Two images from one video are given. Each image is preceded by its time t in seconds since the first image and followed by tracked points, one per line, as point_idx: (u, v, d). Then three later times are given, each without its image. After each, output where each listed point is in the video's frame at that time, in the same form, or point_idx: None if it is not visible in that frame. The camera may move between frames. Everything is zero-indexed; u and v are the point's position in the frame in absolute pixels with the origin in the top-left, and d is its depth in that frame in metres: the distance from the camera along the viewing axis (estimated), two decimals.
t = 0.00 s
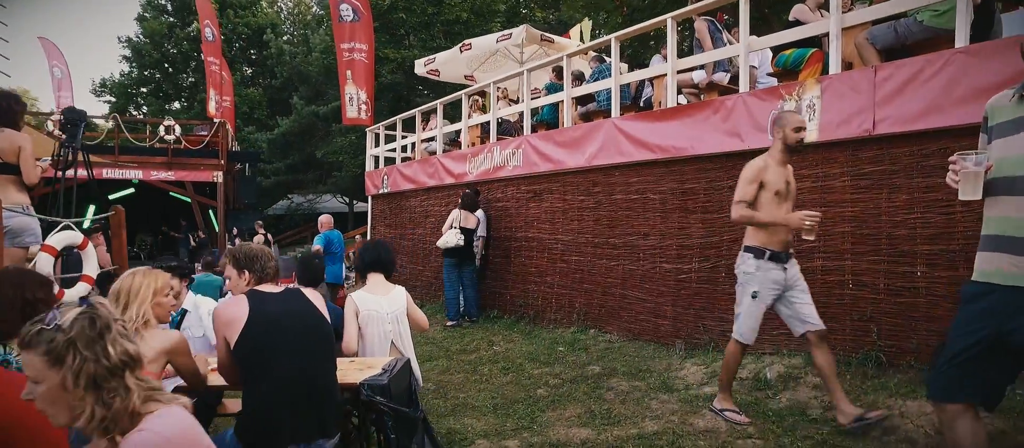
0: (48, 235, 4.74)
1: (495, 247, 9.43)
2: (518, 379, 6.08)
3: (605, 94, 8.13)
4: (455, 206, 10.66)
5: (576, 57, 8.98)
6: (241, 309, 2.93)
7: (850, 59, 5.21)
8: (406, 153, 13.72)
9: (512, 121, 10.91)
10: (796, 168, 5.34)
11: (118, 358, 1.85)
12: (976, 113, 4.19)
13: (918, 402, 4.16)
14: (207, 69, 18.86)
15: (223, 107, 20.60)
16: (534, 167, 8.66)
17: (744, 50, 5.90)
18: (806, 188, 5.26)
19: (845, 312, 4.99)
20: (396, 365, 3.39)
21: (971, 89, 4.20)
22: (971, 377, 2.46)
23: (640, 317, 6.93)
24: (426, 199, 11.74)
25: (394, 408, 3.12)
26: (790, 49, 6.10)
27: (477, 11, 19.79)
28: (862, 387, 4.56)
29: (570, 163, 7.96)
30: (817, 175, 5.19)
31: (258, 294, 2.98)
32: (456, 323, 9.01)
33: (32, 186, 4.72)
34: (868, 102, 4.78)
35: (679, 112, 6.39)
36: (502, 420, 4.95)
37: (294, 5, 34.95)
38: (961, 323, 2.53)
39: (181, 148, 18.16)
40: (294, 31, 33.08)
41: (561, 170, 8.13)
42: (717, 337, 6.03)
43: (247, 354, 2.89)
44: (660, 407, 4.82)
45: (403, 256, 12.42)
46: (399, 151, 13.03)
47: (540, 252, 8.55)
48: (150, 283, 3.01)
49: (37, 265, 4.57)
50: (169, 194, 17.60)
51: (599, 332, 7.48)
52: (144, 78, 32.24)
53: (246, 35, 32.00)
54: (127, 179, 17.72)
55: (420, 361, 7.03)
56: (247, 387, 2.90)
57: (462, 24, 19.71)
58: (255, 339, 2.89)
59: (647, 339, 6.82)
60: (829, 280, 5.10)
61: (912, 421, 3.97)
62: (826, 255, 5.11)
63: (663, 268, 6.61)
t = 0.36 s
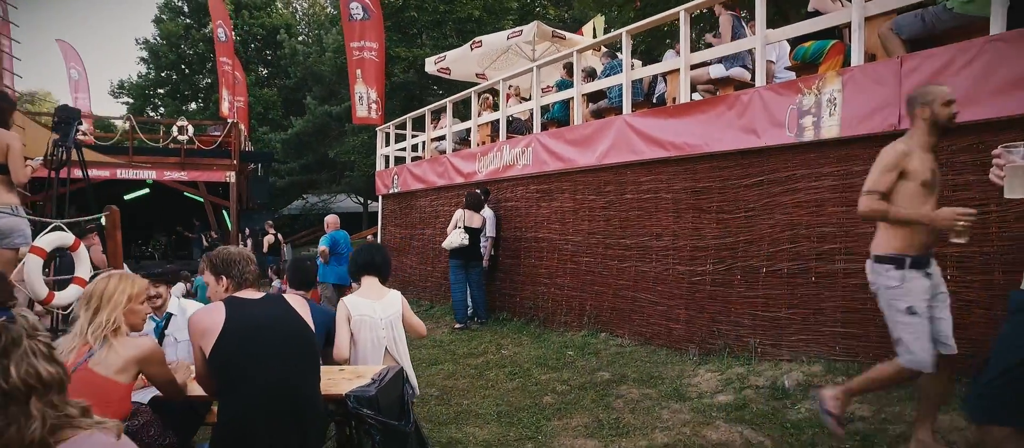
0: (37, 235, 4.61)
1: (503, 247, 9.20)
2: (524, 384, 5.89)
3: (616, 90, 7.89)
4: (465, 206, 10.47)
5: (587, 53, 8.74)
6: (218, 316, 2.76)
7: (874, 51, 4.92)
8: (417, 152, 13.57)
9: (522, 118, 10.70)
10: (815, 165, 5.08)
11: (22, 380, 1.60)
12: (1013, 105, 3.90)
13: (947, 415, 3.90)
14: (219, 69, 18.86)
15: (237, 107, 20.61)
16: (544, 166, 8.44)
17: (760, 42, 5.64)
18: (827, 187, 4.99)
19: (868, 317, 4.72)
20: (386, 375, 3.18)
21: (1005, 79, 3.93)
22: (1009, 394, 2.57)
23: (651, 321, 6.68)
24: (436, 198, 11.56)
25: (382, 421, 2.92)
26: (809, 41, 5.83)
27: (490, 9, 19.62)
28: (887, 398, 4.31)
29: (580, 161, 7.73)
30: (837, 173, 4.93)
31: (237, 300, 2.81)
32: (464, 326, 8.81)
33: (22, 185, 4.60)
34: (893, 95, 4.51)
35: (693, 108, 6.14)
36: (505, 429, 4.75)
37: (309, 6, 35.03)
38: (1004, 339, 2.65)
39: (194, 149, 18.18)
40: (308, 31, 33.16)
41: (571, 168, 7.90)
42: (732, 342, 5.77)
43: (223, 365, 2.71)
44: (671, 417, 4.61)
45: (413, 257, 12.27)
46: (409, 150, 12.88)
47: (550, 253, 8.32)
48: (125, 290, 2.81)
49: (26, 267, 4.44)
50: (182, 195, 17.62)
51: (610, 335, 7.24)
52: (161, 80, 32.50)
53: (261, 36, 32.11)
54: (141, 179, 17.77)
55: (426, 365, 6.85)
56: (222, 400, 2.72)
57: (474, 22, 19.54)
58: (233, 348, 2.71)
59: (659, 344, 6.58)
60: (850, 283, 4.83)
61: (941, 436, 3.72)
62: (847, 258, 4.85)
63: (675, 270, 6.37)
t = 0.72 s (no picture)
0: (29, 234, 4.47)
1: (517, 246, 8.94)
2: (536, 389, 5.65)
3: (632, 84, 7.60)
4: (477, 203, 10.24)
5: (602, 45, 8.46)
6: (194, 320, 2.56)
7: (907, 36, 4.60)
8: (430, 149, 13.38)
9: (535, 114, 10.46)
10: (843, 159, 4.78)
11: None
12: None
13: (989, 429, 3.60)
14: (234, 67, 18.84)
15: (252, 105, 20.59)
16: (557, 162, 8.19)
17: (783, 30, 5.34)
18: (855, 182, 4.69)
19: (900, 322, 4.41)
20: (380, 384, 2.92)
21: None
22: None
23: (668, 323, 6.41)
24: (448, 196, 11.35)
25: (371, 434, 2.74)
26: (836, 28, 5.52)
27: (504, 4, 19.39)
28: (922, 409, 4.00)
29: (595, 157, 7.47)
30: (866, 167, 4.63)
31: (217, 302, 2.60)
32: (476, 326, 8.59)
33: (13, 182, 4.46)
34: (930, 83, 4.20)
35: (712, 100, 5.85)
36: (513, 438, 4.52)
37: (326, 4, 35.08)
38: None
39: (208, 147, 18.17)
40: (325, 30, 33.19)
41: (585, 164, 7.65)
42: (753, 347, 5.48)
43: (200, 372, 2.51)
44: (688, 428, 4.35)
45: (425, 256, 12.09)
46: (421, 147, 12.69)
47: (563, 252, 8.06)
48: (98, 292, 2.63)
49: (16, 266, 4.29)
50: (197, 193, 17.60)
51: (625, 338, 6.98)
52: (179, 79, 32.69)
53: (278, 35, 32.19)
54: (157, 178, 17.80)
55: (434, 368, 6.64)
56: (199, 410, 2.53)
57: (489, 18, 19.32)
58: (211, 353, 2.52)
59: (676, 347, 6.30)
60: (881, 285, 4.53)
61: None
62: (878, 258, 4.55)
63: (693, 270, 6.09)
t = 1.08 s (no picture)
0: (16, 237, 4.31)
1: (526, 248, 8.70)
2: (544, 397, 5.42)
3: (645, 80, 7.34)
4: (486, 203, 10.02)
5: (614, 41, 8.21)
6: (165, 333, 2.36)
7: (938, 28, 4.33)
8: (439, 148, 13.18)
9: (546, 112, 10.22)
10: (867, 157, 4.51)
11: None
12: None
13: None
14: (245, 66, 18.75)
15: (262, 105, 20.52)
16: (567, 161, 7.96)
17: (805, 22, 5.07)
18: (881, 181, 4.43)
19: (930, 330, 4.14)
20: (369, 400, 2.77)
21: None
22: None
23: (682, 329, 6.16)
24: (457, 196, 11.15)
25: None
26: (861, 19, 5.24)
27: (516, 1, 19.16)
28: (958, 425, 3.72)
29: (606, 156, 7.22)
30: (894, 165, 4.35)
31: (190, 313, 2.39)
32: (484, 330, 8.37)
33: None
34: (964, 75, 3.92)
35: (728, 96, 5.59)
36: None
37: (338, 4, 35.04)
38: None
39: (218, 147, 18.11)
40: (337, 29, 33.15)
41: (596, 163, 7.41)
42: (772, 354, 5.22)
43: (172, 388, 2.31)
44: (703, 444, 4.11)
45: (435, 257, 11.89)
46: (430, 146, 12.50)
47: (574, 254, 7.81)
48: (59, 303, 2.50)
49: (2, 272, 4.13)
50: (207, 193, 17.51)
51: (637, 343, 6.73)
52: (193, 80, 32.83)
53: (290, 35, 32.22)
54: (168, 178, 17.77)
55: (440, 373, 6.43)
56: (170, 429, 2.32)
57: (500, 16, 19.11)
58: (183, 367, 2.31)
59: (691, 354, 6.05)
60: (909, 292, 4.26)
61: None
62: (906, 262, 4.28)
63: (708, 274, 5.84)
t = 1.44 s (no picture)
0: None
1: (535, 249, 8.47)
2: (551, 405, 5.19)
3: (656, 76, 7.09)
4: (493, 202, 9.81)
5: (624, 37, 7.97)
6: (128, 345, 2.15)
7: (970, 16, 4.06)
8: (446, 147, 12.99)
9: (554, 109, 10.00)
10: (893, 154, 4.25)
11: None
12: None
13: None
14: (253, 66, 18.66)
15: (271, 105, 20.43)
16: (576, 160, 7.72)
17: (825, 12, 4.81)
18: (908, 179, 4.17)
19: (963, 339, 3.88)
20: (355, 417, 2.55)
21: None
22: None
23: (695, 334, 5.91)
24: (464, 195, 10.95)
25: None
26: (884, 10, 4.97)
27: None
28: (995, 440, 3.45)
29: (615, 154, 6.98)
30: (923, 163, 4.09)
31: (157, 323, 2.18)
32: (491, 333, 8.15)
33: None
34: (1000, 66, 3.66)
35: (743, 90, 5.34)
36: None
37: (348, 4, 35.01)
38: None
39: (227, 147, 18.04)
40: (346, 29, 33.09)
41: (605, 162, 7.17)
42: (789, 362, 4.97)
43: (141, 402, 2.09)
44: None
45: (442, 257, 11.69)
46: (437, 146, 12.32)
47: (583, 255, 7.57)
48: (15, 309, 2.44)
49: None
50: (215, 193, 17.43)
51: (648, 349, 6.50)
52: (203, 80, 32.86)
53: (300, 35, 32.21)
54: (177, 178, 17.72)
55: (443, 379, 6.23)
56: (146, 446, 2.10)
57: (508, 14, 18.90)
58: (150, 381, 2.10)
59: (704, 360, 5.81)
60: (938, 298, 4.00)
61: None
62: (935, 266, 4.02)
63: (723, 277, 5.59)
